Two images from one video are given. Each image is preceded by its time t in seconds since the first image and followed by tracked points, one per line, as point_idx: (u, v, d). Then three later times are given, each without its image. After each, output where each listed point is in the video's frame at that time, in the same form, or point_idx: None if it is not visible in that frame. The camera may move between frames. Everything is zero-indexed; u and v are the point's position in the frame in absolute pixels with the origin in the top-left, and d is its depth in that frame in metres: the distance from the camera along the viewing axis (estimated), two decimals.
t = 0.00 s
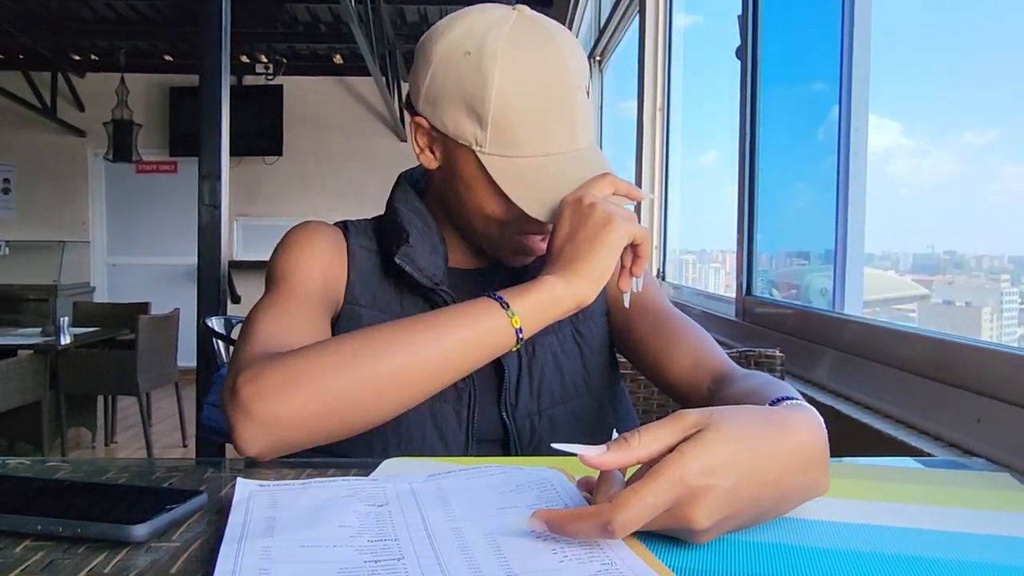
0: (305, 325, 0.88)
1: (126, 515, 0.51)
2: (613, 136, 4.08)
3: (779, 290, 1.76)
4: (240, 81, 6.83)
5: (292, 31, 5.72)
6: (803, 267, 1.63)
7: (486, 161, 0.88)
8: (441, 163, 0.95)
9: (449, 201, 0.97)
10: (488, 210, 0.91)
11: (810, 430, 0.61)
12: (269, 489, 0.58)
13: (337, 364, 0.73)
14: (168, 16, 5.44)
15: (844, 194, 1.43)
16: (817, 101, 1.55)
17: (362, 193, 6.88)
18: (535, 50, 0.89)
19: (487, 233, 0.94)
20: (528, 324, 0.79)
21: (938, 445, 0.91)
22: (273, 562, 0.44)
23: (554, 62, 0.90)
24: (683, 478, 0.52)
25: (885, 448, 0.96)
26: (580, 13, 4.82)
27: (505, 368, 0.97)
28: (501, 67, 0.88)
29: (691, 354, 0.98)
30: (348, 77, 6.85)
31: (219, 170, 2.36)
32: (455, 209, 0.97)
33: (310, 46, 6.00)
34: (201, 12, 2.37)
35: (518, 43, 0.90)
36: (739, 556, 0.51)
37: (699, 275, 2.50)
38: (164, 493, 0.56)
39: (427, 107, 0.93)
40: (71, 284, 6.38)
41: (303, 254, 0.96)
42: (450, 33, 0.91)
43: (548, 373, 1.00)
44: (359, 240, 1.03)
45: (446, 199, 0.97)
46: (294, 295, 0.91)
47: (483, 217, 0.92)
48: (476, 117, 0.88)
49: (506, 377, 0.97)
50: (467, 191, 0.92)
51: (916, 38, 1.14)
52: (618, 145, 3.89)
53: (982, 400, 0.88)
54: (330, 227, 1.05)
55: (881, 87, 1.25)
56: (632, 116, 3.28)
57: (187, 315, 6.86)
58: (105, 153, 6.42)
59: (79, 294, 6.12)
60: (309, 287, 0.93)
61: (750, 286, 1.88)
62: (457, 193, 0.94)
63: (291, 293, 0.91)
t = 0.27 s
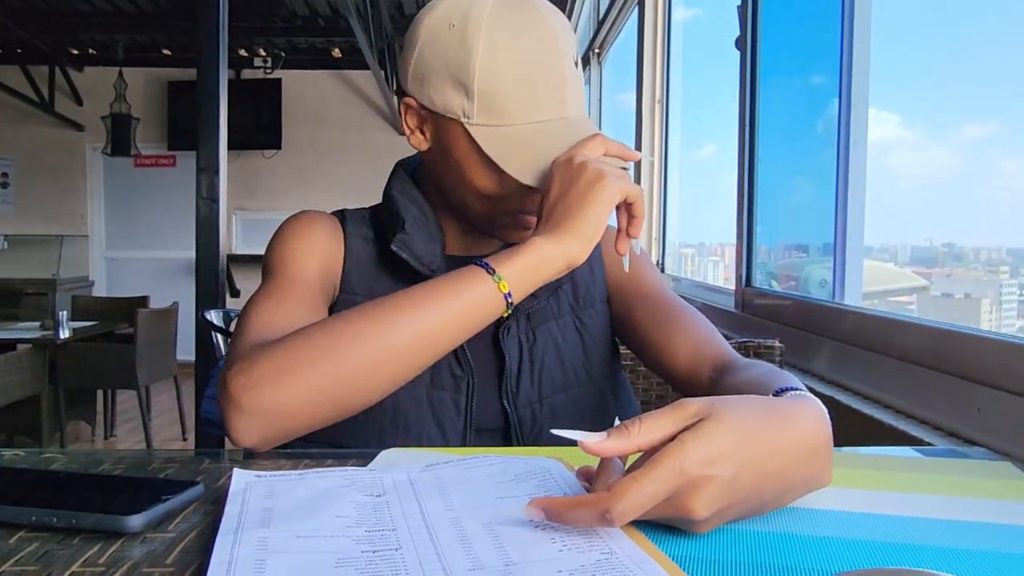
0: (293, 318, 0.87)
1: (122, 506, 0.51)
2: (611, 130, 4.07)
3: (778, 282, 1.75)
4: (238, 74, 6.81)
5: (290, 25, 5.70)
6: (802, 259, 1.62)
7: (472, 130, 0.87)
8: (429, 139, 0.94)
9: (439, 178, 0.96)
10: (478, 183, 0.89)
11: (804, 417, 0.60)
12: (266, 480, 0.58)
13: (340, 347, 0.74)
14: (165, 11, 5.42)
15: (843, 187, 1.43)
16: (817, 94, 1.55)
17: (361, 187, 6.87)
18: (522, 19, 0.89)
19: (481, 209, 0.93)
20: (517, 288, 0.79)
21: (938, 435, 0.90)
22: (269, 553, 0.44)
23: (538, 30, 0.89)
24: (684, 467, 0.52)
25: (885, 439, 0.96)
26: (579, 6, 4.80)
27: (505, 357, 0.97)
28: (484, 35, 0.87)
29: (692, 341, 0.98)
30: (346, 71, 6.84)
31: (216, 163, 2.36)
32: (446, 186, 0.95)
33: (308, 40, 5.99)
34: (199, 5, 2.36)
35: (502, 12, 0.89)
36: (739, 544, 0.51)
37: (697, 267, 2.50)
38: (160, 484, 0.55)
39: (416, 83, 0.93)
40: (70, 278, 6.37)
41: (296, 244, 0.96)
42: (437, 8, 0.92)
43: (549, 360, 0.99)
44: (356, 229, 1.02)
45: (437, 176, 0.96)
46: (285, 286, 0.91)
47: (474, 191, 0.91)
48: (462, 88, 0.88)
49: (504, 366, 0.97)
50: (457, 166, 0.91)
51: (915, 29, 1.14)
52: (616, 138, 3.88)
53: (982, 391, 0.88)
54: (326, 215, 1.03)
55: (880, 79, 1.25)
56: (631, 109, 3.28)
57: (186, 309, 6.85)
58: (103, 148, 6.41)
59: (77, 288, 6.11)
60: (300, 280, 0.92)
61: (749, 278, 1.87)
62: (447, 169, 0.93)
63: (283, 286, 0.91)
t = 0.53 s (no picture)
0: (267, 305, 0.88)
1: (125, 508, 0.51)
2: (608, 128, 4.08)
3: (775, 281, 1.76)
4: (235, 73, 6.80)
5: (287, 23, 5.68)
6: (799, 258, 1.63)
7: (474, 84, 0.85)
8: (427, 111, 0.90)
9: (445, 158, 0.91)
10: (486, 144, 0.85)
11: (807, 421, 0.60)
12: (267, 483, 0.58)
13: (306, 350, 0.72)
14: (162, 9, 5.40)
15: (841, 185, 1.43)
16: (814, 92, 1.55)
17: (358, 185, 6.86)
18: None
19: (490, 177, 0.87)
20: (448, 351, 0.73)
21: (936, 435, 0.91)
22: (271, 556, 0.44)
23: None
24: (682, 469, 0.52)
25: (883, 438, 0.96)
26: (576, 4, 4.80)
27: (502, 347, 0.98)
28: None
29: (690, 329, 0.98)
30: (343, 69, 6.83)
31: (214, 162, 2.36)
32: (450, 162, 0.90)
33: (305, 37, 5.98)
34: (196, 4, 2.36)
35: None
36: (735, 545, 0.51)
37: (695, 265, 2.50)
38: (162, 486, 0.55)
39: (405, 63, 0.90)
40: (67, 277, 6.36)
41: (275, 239, 0.97)
42: None
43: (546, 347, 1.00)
44: (347, 225, 1.03)
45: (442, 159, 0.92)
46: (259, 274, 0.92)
47: (480, 155, 0.86)
48: (454, 45, 0.86)
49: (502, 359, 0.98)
50: (461, 133, 0.87)
51: (913, 28, 1.14)
52: (614, 137, 3.89)
53: (979, 390, 0.88)
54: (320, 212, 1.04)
55: (878, 77, 1.25)
56: (629, 107, 3.28)
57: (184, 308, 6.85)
58: (100, 146, 6.40)
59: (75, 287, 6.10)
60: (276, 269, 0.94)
61: (747, 277, 1.88)
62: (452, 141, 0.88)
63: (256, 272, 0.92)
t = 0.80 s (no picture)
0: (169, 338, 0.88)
1: (121, 508, 0.51)
2: (605, 126, 4.08)
3: (772, 279, 1.76)
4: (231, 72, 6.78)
5: (284, 22, 5.67)
6: (795, 256, 1.63)
7: (480, 47, 0.87)
8: (432, 88, 0.92)
9: (455, 137, 0.91)
10: (498, 110, 0.86)
11: (801, 417, 0.59)
12: (263, 482, 0.58)
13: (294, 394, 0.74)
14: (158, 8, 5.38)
15: (837, 185, 1.43)
16: (811, 91, 1.55)
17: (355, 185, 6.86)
18: None
19: (504, 145, 0.88)
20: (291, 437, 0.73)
21: (932, 433, 0.91)
22: (266, 557, 0.44)
23: None
24: (662, 452, 0.52)
25: (879, 436, 0.96)
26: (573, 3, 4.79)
27: (495, 323, 0.98)
28: None
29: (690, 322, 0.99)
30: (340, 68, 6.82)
31: (210, 162, 2.35)
32: (460, 134, 0.90)
33: (301, 36, 5.97)
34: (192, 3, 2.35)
35: None
36: (726, 543, 0.51)
37: (692, 264, 2.51)
38: (158, 486, 0.55)
39: (401, 42, 0.92)
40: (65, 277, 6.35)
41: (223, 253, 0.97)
42: None
43: (540, 321, 1.00)
44: (328, 226, 0.99)
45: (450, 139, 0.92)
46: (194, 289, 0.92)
47: (493, 122, 0.87)
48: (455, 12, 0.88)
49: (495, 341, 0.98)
50: (471, 104, 0.88)
51: (909, 27, 1.14)
52: (611, 136, 3.89)
53: (974, 388, 0.88)
54: (301, 210, 1.01)
55: (874, 76, 1.25)
56: (626, 106, 3.28)
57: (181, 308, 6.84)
58: (97, 146, 6.38)
59: (72, 287, 6.09)
60: (215, 290, 0.93)
61: (744, 275, 1.88)
62: (463, 114, 0.89)
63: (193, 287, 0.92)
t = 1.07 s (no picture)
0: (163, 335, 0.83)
1: (119, 509, 0.51)
2: (600, 126, 4.09)
3: (768, 279, 1.77)
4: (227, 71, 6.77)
5: (280, 22, 5.66)
6: (791, 256, 1.64)
7: (477, 15, 0.86)
8: (428, 62, 0.92)
9: (455, 116, 0.91)
10: (501, 82, 0.86)
11: (800, 416, 0.60)
12: (262, 483, 0.58)
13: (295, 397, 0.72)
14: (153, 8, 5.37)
15: (832, 186, 1.43)
16: (806, 92, 1.56)
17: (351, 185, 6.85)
18: None
19: (507, 119, 0.87)
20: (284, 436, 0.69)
21: (926, 433, 0.91)
22: (266, 556, 0.44)
23: None
24: (658, 441, 0.52)
25: (874, 436, 0.97)
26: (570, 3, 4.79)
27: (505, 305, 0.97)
28: None
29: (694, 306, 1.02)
30: (336, 68, 6.81)
31: (205, 162, 2.34)
32: (461, 111, 0.90)
33: (297, 37, 5.97)
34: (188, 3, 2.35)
35: None
36: (717, 541, 0.51)
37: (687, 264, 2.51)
38: (157, 486, 0.55)
39: (394, 15, 0.92)
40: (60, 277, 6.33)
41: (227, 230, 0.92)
42: None
43: (549, 304, 0.99)
44: (335, 206, 0.95)
45: (453, 117, 0.92)
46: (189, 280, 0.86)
47: (498, 97, 0.86)
48: None
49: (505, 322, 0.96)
50: (473, 79, 0.87)
51: (905, 30, 1.14)
52: (606, 137, 3.89)
53: (968, 387, 0.89)
54: (308, 185, 0.97)
55: (870, 77, 1.26)
56: (622, 106, 3.28)
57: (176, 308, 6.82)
58: (92, 146, 6.37)
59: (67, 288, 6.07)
60: (210, 281, 0.88)
61: (740, 275, 1.88)
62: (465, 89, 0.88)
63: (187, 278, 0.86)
